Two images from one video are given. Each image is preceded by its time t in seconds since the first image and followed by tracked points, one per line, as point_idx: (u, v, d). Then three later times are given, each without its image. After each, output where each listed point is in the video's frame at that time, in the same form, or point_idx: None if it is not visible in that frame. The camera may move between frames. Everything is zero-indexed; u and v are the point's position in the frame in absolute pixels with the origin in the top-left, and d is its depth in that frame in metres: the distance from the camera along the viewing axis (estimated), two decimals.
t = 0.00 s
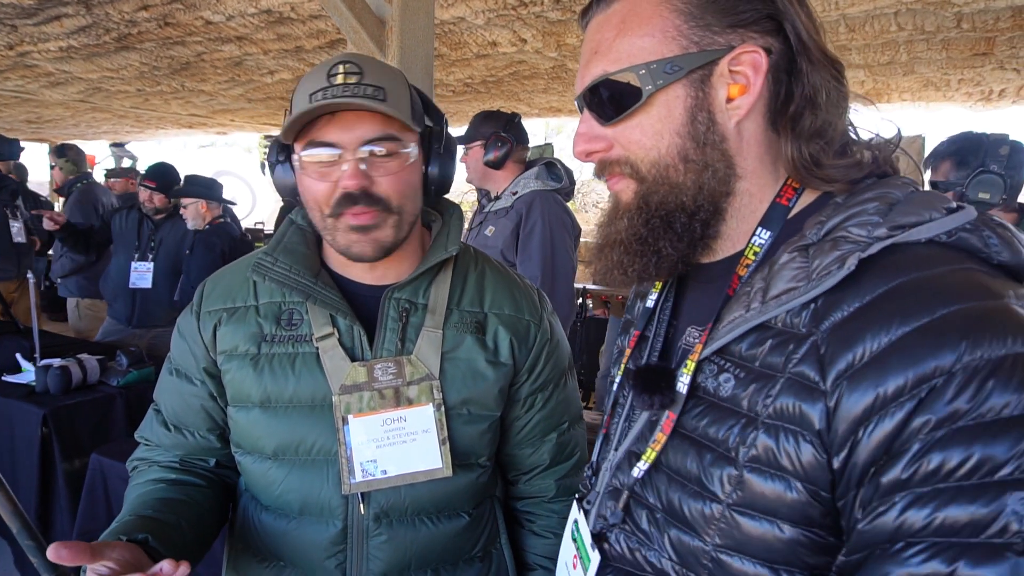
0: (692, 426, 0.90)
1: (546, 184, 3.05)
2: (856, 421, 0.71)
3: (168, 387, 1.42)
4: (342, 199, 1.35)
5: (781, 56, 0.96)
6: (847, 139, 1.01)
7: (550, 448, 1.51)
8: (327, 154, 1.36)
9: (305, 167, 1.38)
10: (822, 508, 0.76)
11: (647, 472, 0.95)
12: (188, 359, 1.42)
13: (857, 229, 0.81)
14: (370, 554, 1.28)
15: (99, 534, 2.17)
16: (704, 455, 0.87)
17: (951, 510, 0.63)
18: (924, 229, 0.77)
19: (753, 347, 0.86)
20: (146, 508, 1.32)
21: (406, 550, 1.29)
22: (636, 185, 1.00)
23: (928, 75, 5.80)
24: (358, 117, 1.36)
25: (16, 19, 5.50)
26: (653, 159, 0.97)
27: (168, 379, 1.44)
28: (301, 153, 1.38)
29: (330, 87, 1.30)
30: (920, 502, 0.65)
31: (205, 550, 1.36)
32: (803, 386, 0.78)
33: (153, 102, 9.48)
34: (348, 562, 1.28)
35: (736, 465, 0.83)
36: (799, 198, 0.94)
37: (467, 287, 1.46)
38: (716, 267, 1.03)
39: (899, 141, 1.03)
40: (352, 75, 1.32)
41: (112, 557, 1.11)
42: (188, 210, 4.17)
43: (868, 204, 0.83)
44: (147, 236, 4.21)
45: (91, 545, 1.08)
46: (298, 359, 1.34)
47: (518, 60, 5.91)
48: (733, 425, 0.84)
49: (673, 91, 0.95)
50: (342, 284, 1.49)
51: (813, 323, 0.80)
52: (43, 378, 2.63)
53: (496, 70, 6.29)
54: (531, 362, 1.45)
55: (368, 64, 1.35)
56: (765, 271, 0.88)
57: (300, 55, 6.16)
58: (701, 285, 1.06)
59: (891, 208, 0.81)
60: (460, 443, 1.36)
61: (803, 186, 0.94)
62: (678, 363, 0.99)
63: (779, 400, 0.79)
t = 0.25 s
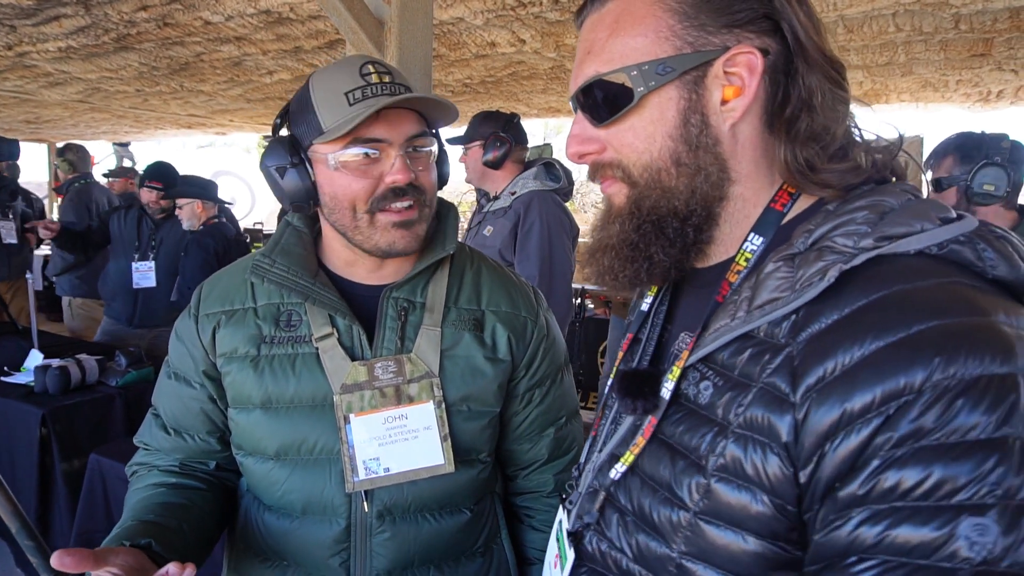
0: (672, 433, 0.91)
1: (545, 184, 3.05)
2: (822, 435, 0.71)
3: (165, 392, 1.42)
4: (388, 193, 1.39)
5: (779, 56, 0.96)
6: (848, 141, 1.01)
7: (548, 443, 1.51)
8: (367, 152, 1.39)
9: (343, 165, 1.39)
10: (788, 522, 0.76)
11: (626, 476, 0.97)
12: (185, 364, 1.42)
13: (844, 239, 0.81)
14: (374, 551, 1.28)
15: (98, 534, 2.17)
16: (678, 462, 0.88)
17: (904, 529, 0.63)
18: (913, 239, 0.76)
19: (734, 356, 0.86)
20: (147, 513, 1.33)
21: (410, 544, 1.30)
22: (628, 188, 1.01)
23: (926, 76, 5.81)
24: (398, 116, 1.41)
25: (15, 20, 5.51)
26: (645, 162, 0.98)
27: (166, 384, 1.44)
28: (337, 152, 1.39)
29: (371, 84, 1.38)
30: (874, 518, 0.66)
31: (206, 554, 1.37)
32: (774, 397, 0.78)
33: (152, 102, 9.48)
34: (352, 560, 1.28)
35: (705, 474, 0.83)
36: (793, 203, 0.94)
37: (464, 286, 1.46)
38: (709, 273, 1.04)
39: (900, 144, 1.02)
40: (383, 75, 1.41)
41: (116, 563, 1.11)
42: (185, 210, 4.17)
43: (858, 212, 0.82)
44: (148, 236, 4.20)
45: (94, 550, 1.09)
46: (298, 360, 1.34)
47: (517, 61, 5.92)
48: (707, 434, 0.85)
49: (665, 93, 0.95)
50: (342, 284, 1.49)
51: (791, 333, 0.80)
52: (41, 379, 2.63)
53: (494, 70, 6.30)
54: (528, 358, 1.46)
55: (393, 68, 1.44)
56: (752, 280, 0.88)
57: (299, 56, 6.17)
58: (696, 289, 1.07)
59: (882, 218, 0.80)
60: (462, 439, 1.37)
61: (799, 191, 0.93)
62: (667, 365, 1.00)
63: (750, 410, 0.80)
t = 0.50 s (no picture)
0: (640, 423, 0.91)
1: (544, 184, 3.04)
2: (769, 423, 0.71)
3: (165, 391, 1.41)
4: (390, 193, 1.39)
5: (774, 54, 0.95)
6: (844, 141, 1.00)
7: (548, 443, 1.51)
8: (371, 152, 1.39)
9: (346, 164, 1.39)
10: (738, 512, 0.76)
11: (602, 466, 0.96)
12: (184, 363, 1.42)
13: (816, 230, 0.81)
14: (375, 552, 1.28)
15: (97, 534, 2.16)
16: (642, 449, 0.88)
17: (841, 522, 0.63)
18: (883, 233, 0.76)
19: (702, 345, 0.86)
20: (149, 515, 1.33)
21: (411, 545, 1.30)
22: (622, 189, 1.01)
23: (925, 76, 5.81)
24: (403, 117, 1.41)
25: (14, 20, 5.50)
26: (640, 162, 0.98)
27: (165, 383, 1.43)
28: (341, 151, 1.39)
29: (376, 83, 1.38)
30: (813, 510, 0.65)
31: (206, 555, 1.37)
32: (729, 384, 0.78)
33: (151, 103, 9.47)
34: (352, 562, 1.28)
35: (663, 461, 0.84)
36: (781, 199, 0.92)
37: (466, 287, 1.46)
38: (695, 268, 1.03)
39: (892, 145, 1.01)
40: (388, 74, 1.40)
41: (125, 565, 1.12)
42: (184, 209, 4.17)
43: (834, 206, 0.82)
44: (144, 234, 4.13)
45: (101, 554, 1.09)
46: (299, 360, 1.33)
47: (516, 61, 5.91)
48: (670, 422, 0.85)
49: (661, 91, 0.95)
50: (343, 285, 1.49)
51: (752, 322, 0.80)
52: (39, 379, 2.62)
53: (494, 71, 6.29)
54: (530, 359, 1.46)
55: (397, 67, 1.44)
56: (726, 273, 0.88)
57: (298, 56, 6.16)
58: (688, 290, 1.06)
59: (858, 212, 0.80)
60: (464, 440, 1.37)
61: (786, 190, 0.91)
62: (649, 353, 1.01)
63: (708, 398, 0.80)
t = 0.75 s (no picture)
0: (627, 441, 0.90)
1: (542, 182, 3.05)
2: (753, 444, 0.70)
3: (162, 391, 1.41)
4: (387, 193, 1.38)
5: (779, 68, 0.95)
6: (849, 156, 0.99)
7: (547, 445, 1.50)
8: (369, 150, 1.38)
9: (342, 163, 1.39)
10: (720, 536, 0.75)
11: (589, 483, 0.96)
12: (180, 362, 1.41)
13: (810, 248, 0.80)
14: (370, 554, 1.28)
15: (95, 535, 2.15)
16: (626, 467, 0.87)
17: (821, 553, 0.61)
18: (878, 254, 0.76)
19: (692, 363, 0.85)
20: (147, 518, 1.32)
21: (405, 547, 1.29)
22: (622, 201, 1.00)
23: (925, 75, 5.80)
24: (401, 115, 1.40)
25: (11, 18, 5.48)
26: (639, 175, 0.97)
27: (161, 383, 1.43)
28: (338, 149, 1.39)
29: (374, 80, 1.37)
30: (794, 539, 0.64)
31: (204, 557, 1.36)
32: (716, 403, 0.77)
33: (150, 102, 9.45)
34: (346, 563, 1.27)
35: (646, 480, 0.82)
36: (781, 216, 0.92)
37: (463, 286, 1.45)
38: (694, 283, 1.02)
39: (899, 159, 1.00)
40: (387, 72, 1.39)
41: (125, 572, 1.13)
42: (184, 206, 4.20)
43: (830, 224, 0.81)
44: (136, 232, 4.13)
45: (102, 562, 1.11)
46: (294, 361, 1.33)
47: (515, 60, 5.90)
48: (655, 440, 0.84)
49: (662, 102, 0.94)
50: (341, 285, 1.48)
51: (743, 339, 0.79)
52: (38, 379, 2.61)
53: (493, 70, 6.28)
54: (527, 361, 1.45)
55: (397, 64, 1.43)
56: (719, 290, 0.87)
57: (296, 55, 6.15)
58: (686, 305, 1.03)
59: (855, 231, 0.79)
60: (459, 442, 1.36)
61: (786, 208, 0.91)
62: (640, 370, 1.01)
63: (695, 416, 0.79)
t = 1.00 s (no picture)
0: (641, 453, 0.88)
1: (539, 180, 3.05)
2: (792, 453, 0.70)
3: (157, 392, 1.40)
4: (377, 193, 1.38)
5: (782, 73, 0.94)
6: (851, 163, 0.99)
7: (543, 446, 1.49)
8: (358, 151, 1.38)
9: (331, 164, 1.38)
10: (754, 548, 0.75)
11: (597, 498, 0.94)
12: (175, 362, 1.41)
13: (831, 251, 0.80)
14: (361, 558, 1.27)
15: (93, 535, 2.14)
16: (643, 482, 0.86)
17: (875, 562, 0.62)
18: (901, 255, 0.76)
19: (707, 372, 0.84)
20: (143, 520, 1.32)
21: (397, 549, 1.29)
22: (624, 206, 0.99)
23: (923, 75, 5.81)
24: (391, 115, 1.39)
25: (9, 18, 5.47)
26: (641, 178, 0.96)
27: (157, 383, 1.42)
28: (327, 150, 1.38)
29: (363, 80, 1.36)
30: (844, 549, 0.64)
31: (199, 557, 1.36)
32: (745, 412, 0.77)
33: (149, 101, 9.44)
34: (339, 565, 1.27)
35: (669, 494, 0.82)
36: (787, 221, 0.91)
37: (457, 285, 1.45)
38: (695, 290, 1.01)
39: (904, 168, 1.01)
40: (376, 72, 1.39)
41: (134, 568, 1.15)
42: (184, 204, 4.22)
43: (848, 226, 0.81)
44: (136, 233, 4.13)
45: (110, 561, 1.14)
46: (286, 361, 1.33)
47: (513, 59, 5.90)
48: (675, 451, 0.83)
49: (664, 105, 0.94)
50: (333, 286, 1.48)
51: (769, 347, 0.79)
52: (36, 378, 2.61)
53: (491, 69, 6.28)
54: (522, 361, 1.45)
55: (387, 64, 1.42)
56: (734, 295, 0.87)
57: (295, 54, 6.14)
58: (684, 309, 1.03)
59: (873, 234, 0.79)
60: (452, 443, 1.36)
61: (794, 212, 0.91)
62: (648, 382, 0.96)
63: (721, 426, 0.78)
